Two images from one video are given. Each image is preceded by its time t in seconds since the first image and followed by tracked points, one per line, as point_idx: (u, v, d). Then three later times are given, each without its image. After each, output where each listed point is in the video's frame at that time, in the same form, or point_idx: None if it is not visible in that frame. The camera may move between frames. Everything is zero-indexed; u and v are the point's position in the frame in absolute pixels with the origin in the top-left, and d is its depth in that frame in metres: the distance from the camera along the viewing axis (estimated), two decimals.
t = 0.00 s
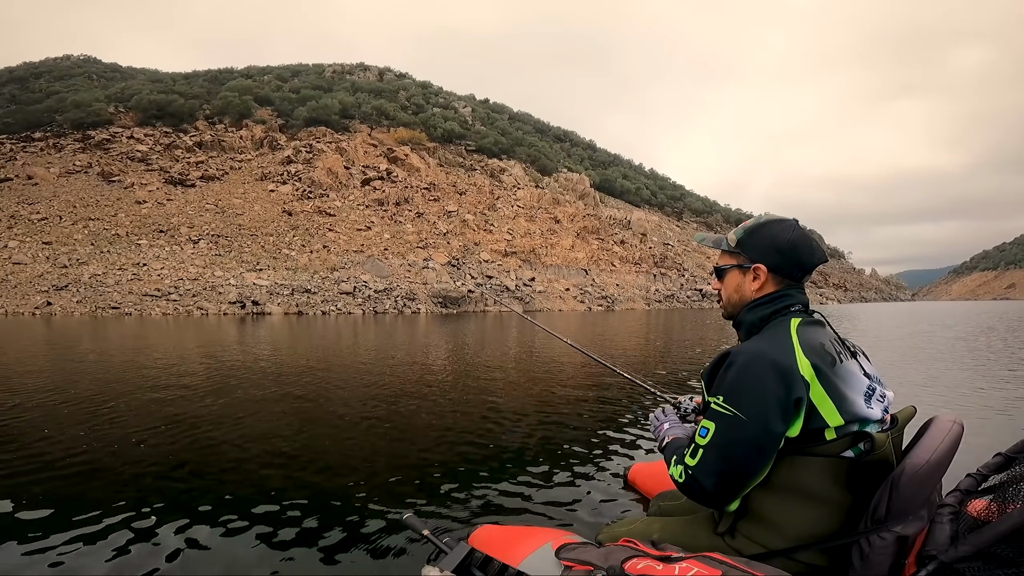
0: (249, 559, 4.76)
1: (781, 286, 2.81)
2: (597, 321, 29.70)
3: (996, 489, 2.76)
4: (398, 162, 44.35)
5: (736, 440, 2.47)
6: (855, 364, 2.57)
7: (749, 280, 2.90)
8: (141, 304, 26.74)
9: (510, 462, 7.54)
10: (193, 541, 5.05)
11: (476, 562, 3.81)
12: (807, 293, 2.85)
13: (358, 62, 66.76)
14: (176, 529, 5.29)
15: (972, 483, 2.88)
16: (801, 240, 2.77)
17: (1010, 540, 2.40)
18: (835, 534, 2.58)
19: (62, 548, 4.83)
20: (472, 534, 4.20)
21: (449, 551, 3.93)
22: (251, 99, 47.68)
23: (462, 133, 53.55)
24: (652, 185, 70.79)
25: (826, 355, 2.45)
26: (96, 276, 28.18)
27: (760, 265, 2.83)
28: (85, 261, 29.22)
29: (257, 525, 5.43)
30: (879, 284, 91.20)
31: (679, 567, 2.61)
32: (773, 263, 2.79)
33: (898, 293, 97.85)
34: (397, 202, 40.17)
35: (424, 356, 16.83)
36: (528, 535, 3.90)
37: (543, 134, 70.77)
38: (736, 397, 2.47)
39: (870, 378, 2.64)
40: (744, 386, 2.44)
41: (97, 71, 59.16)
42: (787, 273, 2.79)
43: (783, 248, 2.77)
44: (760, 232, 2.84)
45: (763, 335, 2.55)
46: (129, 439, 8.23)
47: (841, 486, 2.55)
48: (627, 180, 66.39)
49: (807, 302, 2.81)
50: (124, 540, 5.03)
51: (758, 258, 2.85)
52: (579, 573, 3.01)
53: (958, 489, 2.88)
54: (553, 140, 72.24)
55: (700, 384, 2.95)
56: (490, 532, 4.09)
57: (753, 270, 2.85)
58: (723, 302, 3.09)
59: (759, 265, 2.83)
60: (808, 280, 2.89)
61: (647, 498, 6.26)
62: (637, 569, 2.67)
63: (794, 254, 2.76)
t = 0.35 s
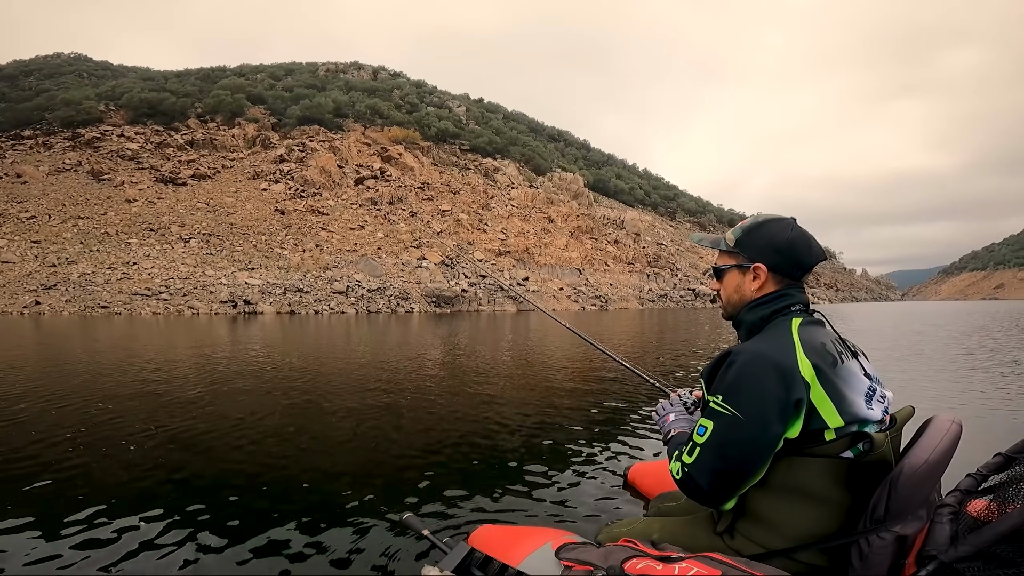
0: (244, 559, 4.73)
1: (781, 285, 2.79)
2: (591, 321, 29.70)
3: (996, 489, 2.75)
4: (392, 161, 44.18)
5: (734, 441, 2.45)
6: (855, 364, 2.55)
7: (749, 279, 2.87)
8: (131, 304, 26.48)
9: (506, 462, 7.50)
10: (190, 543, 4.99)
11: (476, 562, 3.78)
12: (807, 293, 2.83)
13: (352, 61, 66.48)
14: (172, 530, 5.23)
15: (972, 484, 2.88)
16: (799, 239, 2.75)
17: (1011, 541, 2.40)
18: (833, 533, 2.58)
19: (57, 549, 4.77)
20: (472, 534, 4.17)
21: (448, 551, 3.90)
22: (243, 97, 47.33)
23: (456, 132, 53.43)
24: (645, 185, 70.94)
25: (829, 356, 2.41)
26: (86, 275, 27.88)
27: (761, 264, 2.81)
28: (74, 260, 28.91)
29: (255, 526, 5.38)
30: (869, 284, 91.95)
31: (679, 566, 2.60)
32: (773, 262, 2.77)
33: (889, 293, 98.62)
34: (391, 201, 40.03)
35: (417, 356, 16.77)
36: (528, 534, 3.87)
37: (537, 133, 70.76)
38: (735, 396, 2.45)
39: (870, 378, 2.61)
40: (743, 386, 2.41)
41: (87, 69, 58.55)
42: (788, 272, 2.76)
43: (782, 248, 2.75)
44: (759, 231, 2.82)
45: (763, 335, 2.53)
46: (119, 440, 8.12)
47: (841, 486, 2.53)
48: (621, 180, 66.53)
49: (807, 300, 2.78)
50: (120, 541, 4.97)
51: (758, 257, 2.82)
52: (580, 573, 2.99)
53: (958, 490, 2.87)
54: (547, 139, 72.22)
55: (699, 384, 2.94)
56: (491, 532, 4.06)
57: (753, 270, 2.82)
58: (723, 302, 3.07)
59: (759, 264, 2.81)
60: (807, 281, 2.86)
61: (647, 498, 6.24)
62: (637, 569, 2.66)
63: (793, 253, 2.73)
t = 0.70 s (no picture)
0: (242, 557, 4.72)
1: (789, 283, 2.76)
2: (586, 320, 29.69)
3: (996, 489, 2.75)
4: (386, 160, 44.00)
5: (741, 441, 2.43)
6: (863, 364, 2.53)
7: (755, 277, 2.84)
8: (123, 304, 26.27)
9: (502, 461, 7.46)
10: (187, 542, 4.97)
11: (476, 563, 3.74)
12: (815, 291, 2.80)
13: (346, 60, 66.18)
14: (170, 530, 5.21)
15: (972, 484, 2.87)
16: (807, 236, 2.73)
17: (1012, 541, 2.38)
18: (834, 534, 2.57)
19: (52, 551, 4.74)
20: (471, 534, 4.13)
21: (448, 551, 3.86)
22: (236, 96, 47.01)
23: (450, 131, 53.28)
24: (640, 184, 71.04)
25: (838, 356, 2.40)
26: (77, 275, 27.63)
27: (768, 261, 2.78)
28: (65, 261, 28.64)
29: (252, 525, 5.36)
30: (862, 282, 92.53)
31: (679, 566, 2.58)
32: (781, 260, 2.74)
33: (882, 291, 99.16)
34: (386, 200, 39.88)
35: (412, 355, 16.71)
36: (528, 534, 3.84)
37: (532, 132, 70.67)
38: (743, 397, 2.42)
39: (876, 379, 2.60)
40: (751, 387, 2.39)
41: (78, 68, 58.01)
42: (795, 269, 2.74)
43: (791, 244, 2.72)
44: (765, 229, 2.80)
45: (771, 334, 2.51)
46: (112, 441, 8.04)
47: (842, 487, 2.52)
48: (616, 179, 66.58)
49: (815, 299, 2.76)
50: (116, 542, 4.94)
51: (765, 255, 2.79)
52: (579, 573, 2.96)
53: (958, 490, 2.86)
54: (542, 138, 72.17)
55: (705, 384, 2.91)
56: (490, 532, 4.02)
57: (761, 268, 2.79)
58: (728, 300, 3.04)
59: (766, 262, 2.78)
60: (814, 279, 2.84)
61: (648, 498, 6.21)
62: (637, 569, 2.63)
63: (801, 251, 2.71)
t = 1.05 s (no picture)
0: (238, 556, 4.70)
1: (791, 282, 2.72)
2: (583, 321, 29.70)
3: (996, 489, 2.74)
4: (383, 161, 43.95)
5: (751, 444, 2.40)
6: (870, 366, 2.50)
7: (753, 277, 2.84)
8: (118, 306, 26.18)
9: (500, 462, 7.44)
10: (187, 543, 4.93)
11: (476, 562, 3.71)
12: (821, 289, 2.75)
13: (343, 62, 66.10)
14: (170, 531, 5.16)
15: (972, 483, 2.86)
16: (802, 232, 2.69)
17: (1011, 541, 2.38)
18: (834, 534, 2.55)
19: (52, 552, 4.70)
20: (472, 534, 4.09)
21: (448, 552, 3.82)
22: (233, 97, 46.88)
23: (448, 132, 53.27)
24: (637, 185, 71.11)
25: (847, 357, 2.38)
26: (72, 277, 27.50)
27: (762, 260, 2.78)
28: (60, 262, 28.50)
29: (251, 527, 5.32)
30: (858, 282, 92.84)
31: (679, 567, 2.56)
32: (775, 258, 2.72)
33: (878, 292, 99.55)
34: (383, 202, 39.83)
35: (409, 357, 16.69)
36: (528, 534, 3.80)
37: (529, 133, 70.72)
38: (753, 399, 2.39)
39: (883, 380, 2.57)
40: (761, 389, 2.36)
41: (74, 69, 57.76)
42: (791, 267, 2.70)
43: (785, 242, 2.70)
44: (761, 228, 2.79)
45: (780, 334, 2.49)
46: (107, 442, 7.98)
47: (845, 488, 2.50)
48: (613, 180, 66.66)
49: (822, 298, 2.72)
50: (114, 544, 4.89)
51: (761, 254, 2.78)
52: (579, 573, 2.93)
53: (958, 490, 2.86)
54: (540, 139, 72.18)
55: (711, 386, 2.89)
56: (491, 532, 3.99)
57: (756, 266, 2.79)
58: (735, 300, 3.03)
59: (760, 260, 2.78)
60: (820, 276, 2.78)
61: (647, 498, 6.17)
62: (637, 569, 2.61)
63: (795, 248, 2.67)
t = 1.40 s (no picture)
0: (232, 556, 4.68)
1: (786, 283, 2.73)
2: (583, 321, 29.65)
3: (997, 489, 2.71)
4: (384, 161, 43.91)
5: (761, 444, 2.38)
6: (878, 366, 2.48)
7: (753, 281, 2.88)
8: (117, 304, 26.13)
9: (499, 462, 7.41)
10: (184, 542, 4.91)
11: (476, 562, 3.68)
12: (828, 288, 2.71)
13: (345, 61, 66.04)
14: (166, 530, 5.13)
15: (972, 483, 2.84)
16: (782, 233, 2.70)
17: (1012, 541, 2.36)
18: (837, 535, 2.53)
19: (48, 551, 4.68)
20: (472, 534, 4.07)
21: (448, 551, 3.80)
22: (233, 96, 46.82)
23: (448, 132, 53.23)
24: (637, 186, 71.08)
25: (857, 357, 2.35)
26: (71, 275, 27.47)
27: (750, 265, 2.84)
28: (59, 259, 28.47)
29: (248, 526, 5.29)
30: (858, 284, 92.80)
31: (679, 566, 2.54)
32: (759, 261, 2.78)
33: (877, 294, 99.59)
34: (383, 201, 39.78)
35: (408, 356, 16.67)
36: (528, 534, 3.78)
37: (530, 134, 70.68)
38: (762, 399, 2.37)
39: (890, 382, 2.54)
40: (769, 388, 2.35)
41: (75, 67, 57.65)
42: (778, 268, 2.71)
43: (763, 245, 2.74)
44: (748, 234, 2.85)
45: (790, 335, 2.46)
46: (104, 441, 7.93)
47: (847, 488, 2.48)
48: (613, 181, 66.64)
49: (832, 297, 2.67)
50: (110, 542, 4.87)
51: (750, 259, 2.84)
52: (579, 574, 2.91)
53: (958, 490, 2.84)
54: (540, 140, 72.12)
55: (720, 386, 2.87)
56: (490, 531, 3.96)
57: (747, 271, 2.86)
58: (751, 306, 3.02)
59: (749, 265, 2.85)
60: (824, 274, 2.73)
61: (647, 499, 6.15)
62: (637, 569, 2.59)
63: (774, 250, 2.70)
